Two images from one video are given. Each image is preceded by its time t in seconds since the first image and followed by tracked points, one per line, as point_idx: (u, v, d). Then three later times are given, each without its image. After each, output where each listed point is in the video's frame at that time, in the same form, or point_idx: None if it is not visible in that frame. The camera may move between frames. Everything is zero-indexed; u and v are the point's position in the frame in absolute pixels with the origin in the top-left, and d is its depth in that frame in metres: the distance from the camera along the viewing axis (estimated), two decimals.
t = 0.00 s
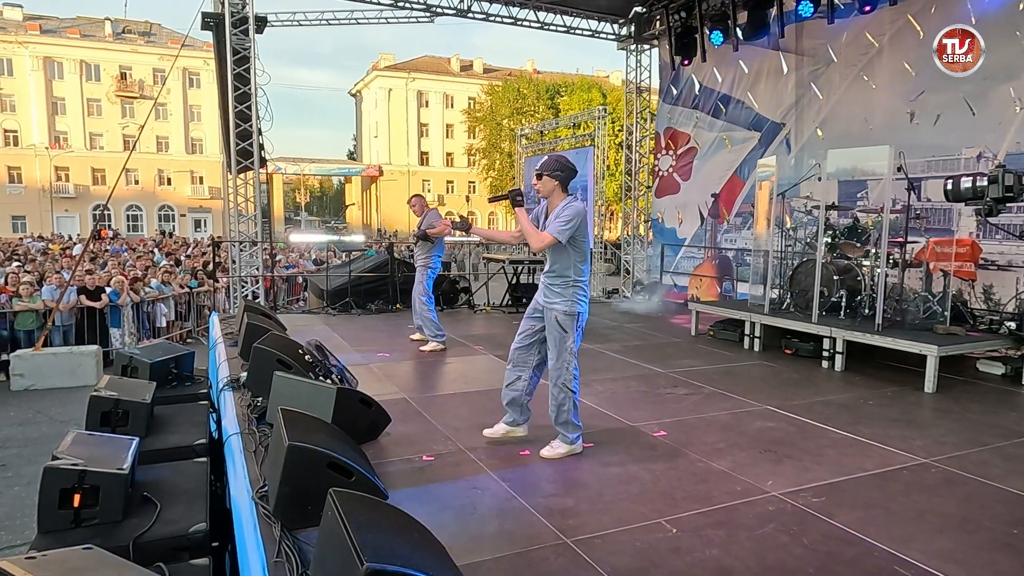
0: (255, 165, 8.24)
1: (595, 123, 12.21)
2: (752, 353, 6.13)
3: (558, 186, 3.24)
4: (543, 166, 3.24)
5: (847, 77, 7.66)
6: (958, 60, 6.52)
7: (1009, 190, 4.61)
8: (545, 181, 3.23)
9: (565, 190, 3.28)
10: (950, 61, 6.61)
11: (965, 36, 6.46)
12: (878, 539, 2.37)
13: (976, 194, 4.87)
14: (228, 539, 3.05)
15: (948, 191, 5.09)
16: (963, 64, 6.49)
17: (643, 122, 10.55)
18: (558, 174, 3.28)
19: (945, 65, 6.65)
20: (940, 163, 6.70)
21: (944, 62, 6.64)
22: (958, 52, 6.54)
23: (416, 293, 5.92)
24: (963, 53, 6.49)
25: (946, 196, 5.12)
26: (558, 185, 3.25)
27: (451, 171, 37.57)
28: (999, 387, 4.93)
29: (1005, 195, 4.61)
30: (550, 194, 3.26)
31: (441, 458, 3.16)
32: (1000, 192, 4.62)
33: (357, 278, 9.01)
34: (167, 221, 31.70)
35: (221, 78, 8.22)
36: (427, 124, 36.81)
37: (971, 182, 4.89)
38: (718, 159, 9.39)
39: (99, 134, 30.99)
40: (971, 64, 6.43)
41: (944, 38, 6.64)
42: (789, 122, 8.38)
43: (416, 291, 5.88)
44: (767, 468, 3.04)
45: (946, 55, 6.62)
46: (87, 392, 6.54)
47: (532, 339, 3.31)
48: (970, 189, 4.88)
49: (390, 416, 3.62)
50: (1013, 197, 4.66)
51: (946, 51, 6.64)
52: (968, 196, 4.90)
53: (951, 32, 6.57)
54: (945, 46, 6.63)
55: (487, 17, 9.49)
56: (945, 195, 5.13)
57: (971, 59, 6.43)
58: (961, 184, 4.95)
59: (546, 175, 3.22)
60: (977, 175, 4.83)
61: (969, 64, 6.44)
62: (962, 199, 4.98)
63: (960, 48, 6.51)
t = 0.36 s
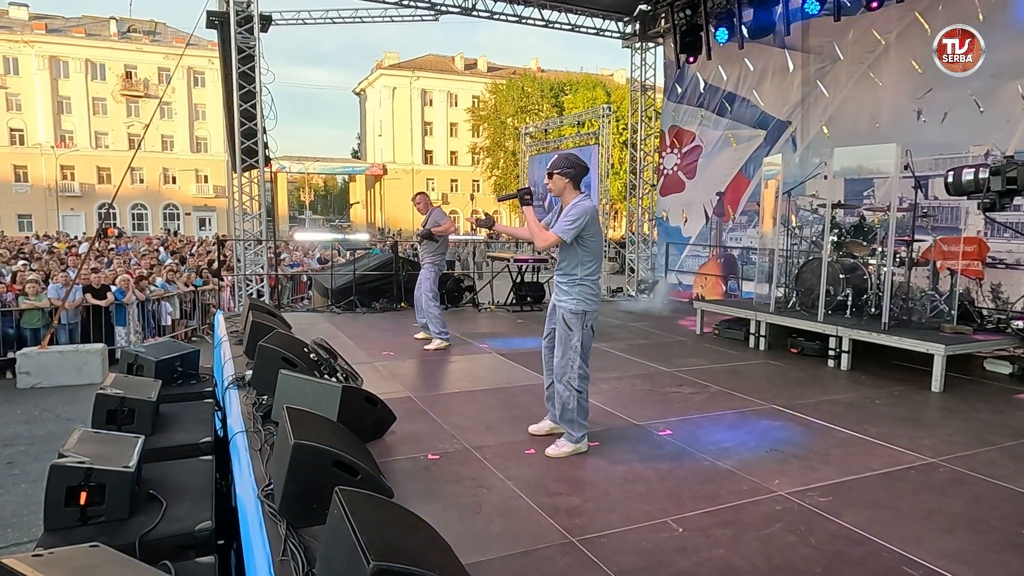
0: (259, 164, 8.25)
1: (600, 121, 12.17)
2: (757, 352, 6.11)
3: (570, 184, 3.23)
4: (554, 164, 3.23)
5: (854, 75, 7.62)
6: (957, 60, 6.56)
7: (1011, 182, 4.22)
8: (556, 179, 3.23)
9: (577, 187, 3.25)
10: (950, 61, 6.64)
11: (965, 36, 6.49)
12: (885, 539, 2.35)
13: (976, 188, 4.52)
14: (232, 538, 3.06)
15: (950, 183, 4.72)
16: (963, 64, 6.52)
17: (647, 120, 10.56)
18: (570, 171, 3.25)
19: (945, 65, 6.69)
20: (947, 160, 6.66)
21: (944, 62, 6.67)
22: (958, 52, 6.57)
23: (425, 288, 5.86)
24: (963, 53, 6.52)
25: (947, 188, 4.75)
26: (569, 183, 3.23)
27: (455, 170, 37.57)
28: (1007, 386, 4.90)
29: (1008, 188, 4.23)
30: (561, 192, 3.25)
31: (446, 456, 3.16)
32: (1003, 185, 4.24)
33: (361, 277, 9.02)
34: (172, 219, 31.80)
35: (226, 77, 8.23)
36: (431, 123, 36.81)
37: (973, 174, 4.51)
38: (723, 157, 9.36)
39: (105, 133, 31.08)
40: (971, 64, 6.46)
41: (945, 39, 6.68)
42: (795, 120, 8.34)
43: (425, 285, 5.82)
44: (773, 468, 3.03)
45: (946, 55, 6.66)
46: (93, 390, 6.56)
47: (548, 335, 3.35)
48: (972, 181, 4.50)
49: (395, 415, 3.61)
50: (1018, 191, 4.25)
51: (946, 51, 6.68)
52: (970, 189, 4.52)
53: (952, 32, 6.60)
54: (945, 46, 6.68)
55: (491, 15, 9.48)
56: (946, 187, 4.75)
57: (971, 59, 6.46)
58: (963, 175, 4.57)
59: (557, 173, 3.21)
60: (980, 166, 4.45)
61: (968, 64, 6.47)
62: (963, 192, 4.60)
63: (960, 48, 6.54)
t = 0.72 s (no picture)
0: (262, 163, 8.27)
1: (603, 121, 12.17)
2: (760, 351, 6.10)
3: (575, 184, 3.24)
4: (563, 164, 3.23)
5: (858, 73, 7.60)
6: (958, 60, 6.57)
7: (1015, 179, 4.18)
8: (562, 180, 3.24)
9: (584, 187, 3.26)
10: (951, 61, 6.65)
11: (965, 36, 6.50)
12: (888, 540, 2.35)
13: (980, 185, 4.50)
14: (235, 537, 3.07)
15: (952, 181, 4.71)
16: (963, 64, 6.54)
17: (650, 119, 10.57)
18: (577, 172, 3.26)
19: (945, 65, 6.70)
20: (950, 159, 6.64)
21: (944, 62, 6.70)
22: (957, 53, 6.59)
23: (442, 285, 5.93)
24: (963, 53, 6.54)
25: (950, 185, 4.74)
26: (576, 183, 3.24)
27: (458, 169, 37.57)
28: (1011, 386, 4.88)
29: (1011, 185, 4.20)
30: (567, 192, 3.27)
31: (448, 455, 3.16)
32: (1005, 182, 4.22)
33: (364, 276, 9.02)
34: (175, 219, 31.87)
35: (229, 76, 8.24)
36: (434, 122, 36.80)
37: (976, 171, 4.51)
38: (726, 156, 9.35)
39: (108, 132, 31.15)
40: (971, 63, 6.47)
41: (944, 39, 6.70)
42: (799, 119, 8.31)
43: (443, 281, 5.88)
44: (775, 467, 3.02)
45: (946, 55, 6.68)
46: (96, 388, 6.58)
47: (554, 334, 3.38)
48: (975, 179, 4.50)
49: (397, 414, 3.61)
50: (1022, 189, 4.21)
51: (946, 52, 6.70)
52: (973, 186, 4.51)
53: (951, 32, 6.62)
54: (945, 46, 6.69)
55: (494, 14, 9.47)
56: (948, 185, 4.75)
57: (971, 59, 6.47)
58: (966, 172, 4.56)
59: (563, 174, 3.22)
60: (983, 164, 4.45)
61: (968, 64, 6.48)
62: (967, 190, 4.59)
63: (960, 48, 6.56)
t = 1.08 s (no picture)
0: (266, 163, 8.28)
1: (606, 120, 12.17)
2: (763, 350, 6.09)
3: (578, 184, 3.32)
4: (567, 165, 3.31)
5: (861, 73, 7.58)
6: (958, 60, 6.59)
7: (1016, 176, 4.19)
8: (565, 180, 3.33)
9: (587, 187, 3.35)
10: (950, 61, 6.67)
11: (965, 36, 6.52)
12: (890, 539, 2.34)
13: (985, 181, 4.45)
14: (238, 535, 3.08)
15: (955, 177, 4.67)
16: (963, 63, 6.56)
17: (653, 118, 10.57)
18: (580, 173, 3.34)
19: (945, 65, 6.71)
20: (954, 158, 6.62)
21: (944, 62, 6.71)
22: (958, 52, 6.60)
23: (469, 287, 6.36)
24: (963, 53, 6.55)
25: (952, 182, 4.70)
26: (579, 184, 3.32)
27: (461, 168, 37.60)
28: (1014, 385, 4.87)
29: (1014, 180, 4.20)
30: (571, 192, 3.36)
31: (450, 455, 3.16)
32: (1007, 179, 4.22)
33: (366, 275, 9.03)
34: (179, 218, 31.97)
35: (233, 75, 8.25)
36: (437, 122, 36.82)
37: (979, 167, 4.46)
38: (728, 155, 9.33)
39: (112, 132, 31.22)
40: (971, 63, 6.49)
41: (944, 39, 6.72)
42: (802, 118, 8.30)
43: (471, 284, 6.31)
44: (777, 467, 3.02)
45: (946, 55, 6.69)
46: (100, 388, 6.61)
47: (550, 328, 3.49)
48: (978, 175, 4.45)
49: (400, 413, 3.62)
50: None
51: (946, 52, 6.71)
52: (977, 183, 4.46)
53: (951, 32, 6.64)
54: (945, 46, 6.70)
55: (496, 14, 9.47)
56: (951, 182, 4.70)
57: (971, 59, 6.48)
58: (969, 169, 4.51)
59: (566, 174, 3.30)
60: (986, 159, 4.41)
61: (968, 64, 6.50)
62: (970, 186, 4.53)
63: (960, 48, 6.57)
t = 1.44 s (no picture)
0: (270, 163, 8.30)
1: (609, 120, 12.16)
2: (767, 350, 6.08)
3: (566, 186, 3.55)
4: (557, 168, 3.56)
5: (866, 72, 7.55)
6: (958, 60, 6.61)
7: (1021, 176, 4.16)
8: (556, 184, 3.57)
9: (575, 189, 3.56)
10: (950, 61, 6.69)
11: (965, 36, 6.54)
12: (894, 539, 2.34)
13: (992, 180, 4.42)
14: (242, 534, 3.09)
15: (962, 177, 4.66)
16: (963, 63, 6.57)
17: (657, 118, 10.50)
18: (569, 175, 3.57)
19: (945, 65, 6.73)
20: (959, 158, 6.60)
21: (944, 62, 6.72)
22: (958, 52, 6.62)
23: (485, 287, 6.46)
24: (963, 53, 6.57)
25: (959, 181, 4.71)
26: (568, 186, 3.55)
27: (465, 168, 37.63)
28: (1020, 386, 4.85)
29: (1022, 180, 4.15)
30: (561, 192, 3.59)
31: (454, 454, 3.17)
32: (1015, 177, 4.17)
33: (371, 275, 9.04)
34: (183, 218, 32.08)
35: (237, 76, 8.27)
36: (441, 121, 36.84)
37: (986, 166, 4.45)
38: (732, 155, 9.31)
39: (117, 132, 31.32)
40: (971, 63, 6.50)
41: (945, 39, 6.73)
42: (806, 118, 8.28)
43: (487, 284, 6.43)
44: (782, 467, 3.01)
45: (946, 55, 6.71)
46: (105, 387, 6.63)
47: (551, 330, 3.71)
48: (984, 174, 4.44)
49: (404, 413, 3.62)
50: None
51: (946, 52, 6.73)
52: (983, 182, 4.45)
53: (951, 32, 6.65)
54: (945, 46, 6.72)
55: (500, 14, 9.46)
56: (958, 181, 4.71)
57: (971, 59, 6.50)
58: (976, 168, 4.51)
59: (556, 177, 3.55)
60: (993, 158, 4.38)
61: (968, 64, 6.52)
62: (977, 185, 4.53)
63: (960, 48, 6.59)
